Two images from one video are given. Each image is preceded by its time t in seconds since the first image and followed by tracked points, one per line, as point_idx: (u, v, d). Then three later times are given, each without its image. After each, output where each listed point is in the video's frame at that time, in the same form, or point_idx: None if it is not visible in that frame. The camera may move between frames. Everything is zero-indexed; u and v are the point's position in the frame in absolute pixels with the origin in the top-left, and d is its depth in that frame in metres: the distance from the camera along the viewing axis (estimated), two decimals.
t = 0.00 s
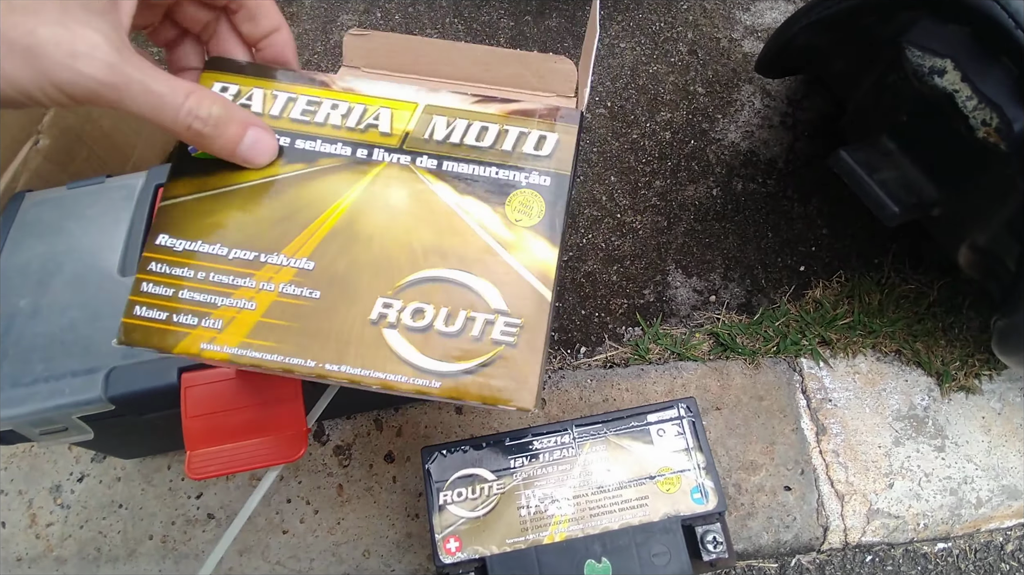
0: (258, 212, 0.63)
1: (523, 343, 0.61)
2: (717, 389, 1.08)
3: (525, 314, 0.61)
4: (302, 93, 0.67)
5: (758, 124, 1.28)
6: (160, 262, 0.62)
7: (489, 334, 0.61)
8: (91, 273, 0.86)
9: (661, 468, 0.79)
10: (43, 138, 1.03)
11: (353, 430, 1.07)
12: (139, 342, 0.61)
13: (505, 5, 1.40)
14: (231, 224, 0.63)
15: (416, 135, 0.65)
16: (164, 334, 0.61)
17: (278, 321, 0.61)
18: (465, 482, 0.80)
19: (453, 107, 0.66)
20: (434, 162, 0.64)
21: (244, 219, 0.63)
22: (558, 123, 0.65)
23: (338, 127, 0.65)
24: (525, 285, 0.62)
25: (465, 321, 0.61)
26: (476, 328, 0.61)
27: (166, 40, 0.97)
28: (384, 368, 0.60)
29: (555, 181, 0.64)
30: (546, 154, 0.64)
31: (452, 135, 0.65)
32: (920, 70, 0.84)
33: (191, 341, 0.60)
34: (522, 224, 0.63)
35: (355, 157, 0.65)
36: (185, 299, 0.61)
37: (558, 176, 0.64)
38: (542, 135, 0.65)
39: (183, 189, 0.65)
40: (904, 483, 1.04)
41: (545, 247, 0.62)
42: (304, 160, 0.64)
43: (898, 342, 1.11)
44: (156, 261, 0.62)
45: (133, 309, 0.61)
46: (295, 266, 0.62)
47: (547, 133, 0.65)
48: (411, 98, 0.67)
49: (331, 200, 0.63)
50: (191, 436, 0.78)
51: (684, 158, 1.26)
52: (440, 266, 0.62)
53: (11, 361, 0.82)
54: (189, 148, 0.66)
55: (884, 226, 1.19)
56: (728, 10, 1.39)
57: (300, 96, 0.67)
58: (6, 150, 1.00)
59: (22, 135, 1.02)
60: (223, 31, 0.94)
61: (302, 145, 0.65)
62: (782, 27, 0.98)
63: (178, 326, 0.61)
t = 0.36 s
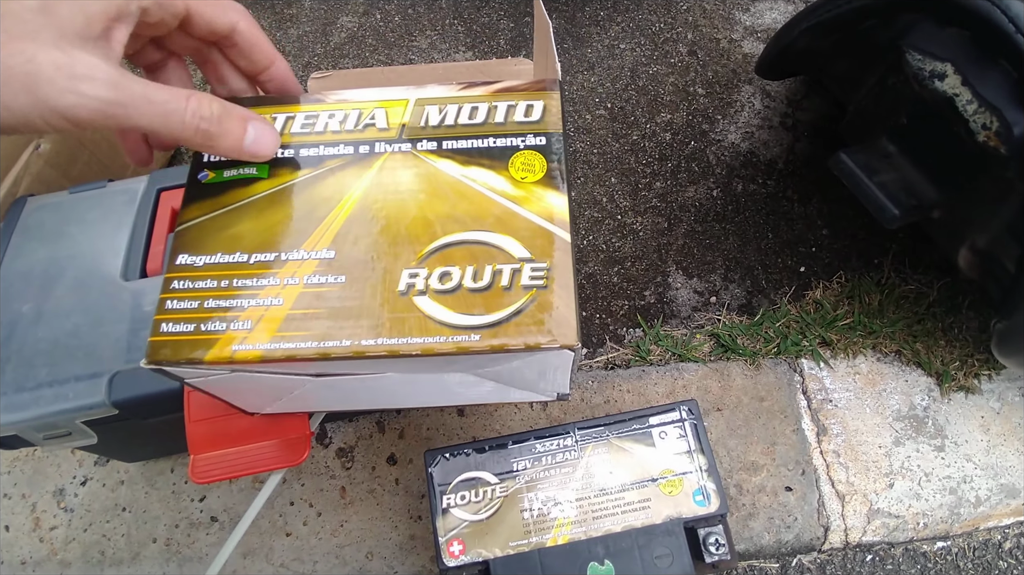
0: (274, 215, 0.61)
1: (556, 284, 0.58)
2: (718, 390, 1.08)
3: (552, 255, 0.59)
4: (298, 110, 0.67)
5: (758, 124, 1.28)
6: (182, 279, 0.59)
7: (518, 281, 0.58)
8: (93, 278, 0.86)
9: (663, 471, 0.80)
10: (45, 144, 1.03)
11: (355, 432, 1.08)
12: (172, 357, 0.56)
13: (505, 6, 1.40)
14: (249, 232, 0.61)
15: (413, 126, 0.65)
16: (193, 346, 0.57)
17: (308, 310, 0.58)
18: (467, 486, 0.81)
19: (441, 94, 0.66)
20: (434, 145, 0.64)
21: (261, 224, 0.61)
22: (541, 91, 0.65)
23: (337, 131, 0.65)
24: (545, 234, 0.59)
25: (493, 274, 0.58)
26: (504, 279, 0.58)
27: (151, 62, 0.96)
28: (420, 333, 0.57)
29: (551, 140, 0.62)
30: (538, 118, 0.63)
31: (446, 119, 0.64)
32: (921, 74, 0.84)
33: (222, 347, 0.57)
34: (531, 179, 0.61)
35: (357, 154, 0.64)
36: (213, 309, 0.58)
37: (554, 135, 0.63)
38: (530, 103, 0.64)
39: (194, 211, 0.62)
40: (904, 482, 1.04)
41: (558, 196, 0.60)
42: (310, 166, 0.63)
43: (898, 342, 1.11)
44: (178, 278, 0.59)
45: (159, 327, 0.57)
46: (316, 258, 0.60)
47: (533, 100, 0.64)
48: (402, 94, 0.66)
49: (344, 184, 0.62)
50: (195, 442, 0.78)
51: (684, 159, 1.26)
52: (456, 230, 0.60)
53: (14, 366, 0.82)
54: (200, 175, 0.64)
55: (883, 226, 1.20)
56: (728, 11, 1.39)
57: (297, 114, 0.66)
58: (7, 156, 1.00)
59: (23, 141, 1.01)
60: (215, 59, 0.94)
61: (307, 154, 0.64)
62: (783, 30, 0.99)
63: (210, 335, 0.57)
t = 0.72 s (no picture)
0: (271, 221, 0.61)
1: (557, 289, 0.57)
2: (721, 393, 1.07)
3: (553, 260, 0.58)
4: (296, 110, 0.66)
5: (761, 124, 1.27)
6: (178, 284, 0.59)
7: (519, 287, 0.57)
8: (90, 280, 0.86)
9: (666, 476, 0.79)
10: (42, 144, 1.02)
11: (354, 435, 1.07)
12: (166, 364, 0.56)
13: (506, 5, 1.39)
14: (245, 238, 0.60)
15: (412, 128, 0.64)
16: (188, 354, 0.56)
17: (305, 316, 0.57)
18: (467, 491, 0.80)
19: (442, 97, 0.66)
20: (433, 147, 0.63)
21: (257, 231, 0.60)
22: (542, 91, 0.64)
23: (335, 133, 0.64)
24: (546, 238, 0.59)
25: (494, 279, 0.57)
26: (505, 284, 0.57)
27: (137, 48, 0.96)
28: (419, 339, 0.56)
29: (552, 141, 0.62)
30: (539, 119, 0.63)
31: (446, 121, 0.64)
32: (927, 74, 0.83)
33: (218, 355, 0.56)
34: (531, 183, 0.60)
35: (355, 156, 0.63)
36: (209, 314, 0.57)
37: (554, 136, 0.62)
38: (530, 104, 0.64)
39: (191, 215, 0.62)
40: (909, 486, 1.03)
41: (558, 200, 0.60)
42: (309, 168, 0.63)
43: (903, 344, 1.10)
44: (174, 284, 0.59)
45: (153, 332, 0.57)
46: (314, 262, 0.59)
47: (534, 101, 0.64)
48: (401, 97, 0.66)
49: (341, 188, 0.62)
50: (192, 446, 0.77)
51: (686, 159, 1.25)
52: (456, 234, 0.59)
53: (10, 369, 0.81)
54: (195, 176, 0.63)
55: (888, 227, 1.19)
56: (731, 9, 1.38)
57: (294, 114, 0.66)
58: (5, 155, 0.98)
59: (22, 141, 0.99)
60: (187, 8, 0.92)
61: (305, 155, 0.64)
62: (785, 30, 0.98)
63: (206, 341, 0.56)
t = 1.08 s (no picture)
0: (267, 221, 0.59)
1: (561, 295, 0.56)
2: (725, 398, 1.06)
3: (558, 264, 0.56)
4: (296, 108, 0.65)
5: (767, 126, 1.26)
6: (171, 286, 0.57)
7: (523, 292, 0.56)
8: (86, 276, 0.84)
9: (670, 482, 0.78)
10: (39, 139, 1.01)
11: (353, 437, 1.05)
12: (160, 367, 0.54)
13: (510, 3, 1.38)
14: (242, 237, 0.59)
15: (413, 126, 0.62)
16: (183, 357, 0.55)
17: (302, 319, 0.56)
18: (468, 496, 0.78)
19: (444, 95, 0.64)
20: (435, 146, 0.61)
21: (252, 231, 0.59)
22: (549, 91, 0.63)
23: (335, 131, 0.63)
24: (551, 241, 0.57)
25: (497, 283, 0.56)
26: (508, 289, 0.56)
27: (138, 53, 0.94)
28: (420, 345, 0.54)
29: (558, 143, 0.60)
30: (545, 120, 0.61)
31: (448, 119, 0.63)
32: (941, 76, 0.81)
33: (213, 358, 0.54)
34: (536, 184, 0.59)
35: (355, 155, 0.62)
36: (203, 317, 0.56)
37: (559, 137, 0.61)
38: (535, 103, 0.62)
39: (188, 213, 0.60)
40: (914, 494, 1.02)
41: (563, 202, 0.58)
42: (308, 167, 0.61)
43: (909, 350, 1.09)
44: (167, 285, 0.57)
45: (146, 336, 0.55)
46: (313, 265, 0.57)
47: (539, 101, 0.62)
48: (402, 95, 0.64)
49: (341, 189, 0.60)
50: (187, 447, 0.76)
51: (692, 161, 1.24)
52: (459, 237, 0.58)
53: (4, 367, 0.79)
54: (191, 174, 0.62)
55: (895, 232, 1.17)
56: (738, 9, 1.36)
57: (294, 112, 0.64)
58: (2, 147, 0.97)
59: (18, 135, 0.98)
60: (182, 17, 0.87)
61: (303, 153, 0.62)
62: (796, 30, 0.97)
63: (200, 344, 0.55)
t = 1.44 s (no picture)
0: (260, 226, 0.59)
1: (555, 334, 0.57)
2: (725, 397, 1.06)
3: (555, 303, 0.58)
4: (293, 94, 0.62)
5: (765, 125, 1.26)
6: (166, 287, 0.58)
7: (518, 328, 0.57)
8: (87, 281, 0.85)
9: (670, 481, 0.77)
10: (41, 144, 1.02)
11: (353, 439, 1.05)
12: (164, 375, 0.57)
13: (508, 5, 1.38)
14: (237, 240, 0.59)
15: (418, 127, 0.60)
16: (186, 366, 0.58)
17: (300, 336, 0.58)
18: (468, 496, 0.78)
19: (453, 92, 0.61)
20: (441, 153, 0.60)
21: (247, 233, 0.59)
22: (563, 100, 0.61)
23: (335, 126, 0.61)
24: (552, 274, 0.58)
25: (493, 316, 0.57)
26: (504, 323, 0.57)
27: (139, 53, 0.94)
28: (414, 373, 0.57)
29: (569, 160, 0.59)
30: (557, 133, 0.60)
31: (456, 122, 0.60)
32: (936, 73, 0.81)
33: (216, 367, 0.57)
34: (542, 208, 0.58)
35: (356, 156, 0.60)
36: (200, 324, 0.58)
37: (571, 154, 0.59)
38: (550, 113, 0.60)
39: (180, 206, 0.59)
40: (917, 492, 1.02)
41: (567, 230, 0.58)
42: (304, 166, 0.60)
43: (910, 347, 1.09)
44: (161, 286, 0.58)
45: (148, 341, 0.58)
46: (309, 277, 0.58)
47: (554, 111, 0.60)
48: (407, 86, 0.61)
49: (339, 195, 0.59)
50: (188, 449, 0.76)
51: (690, 160, 1.24)
52: (460, 262, 0.58)
53: (5, 372, 0.80)
54: (183, 162, 0.61)
55: (895, 229, 1.17)
56: (735, 9, 1.37)
57: (291, 98, 0.62)
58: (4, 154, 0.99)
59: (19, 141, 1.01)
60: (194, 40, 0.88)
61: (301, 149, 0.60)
62: (791, 28, 0.96)
63: (198, 352, 0.57)
